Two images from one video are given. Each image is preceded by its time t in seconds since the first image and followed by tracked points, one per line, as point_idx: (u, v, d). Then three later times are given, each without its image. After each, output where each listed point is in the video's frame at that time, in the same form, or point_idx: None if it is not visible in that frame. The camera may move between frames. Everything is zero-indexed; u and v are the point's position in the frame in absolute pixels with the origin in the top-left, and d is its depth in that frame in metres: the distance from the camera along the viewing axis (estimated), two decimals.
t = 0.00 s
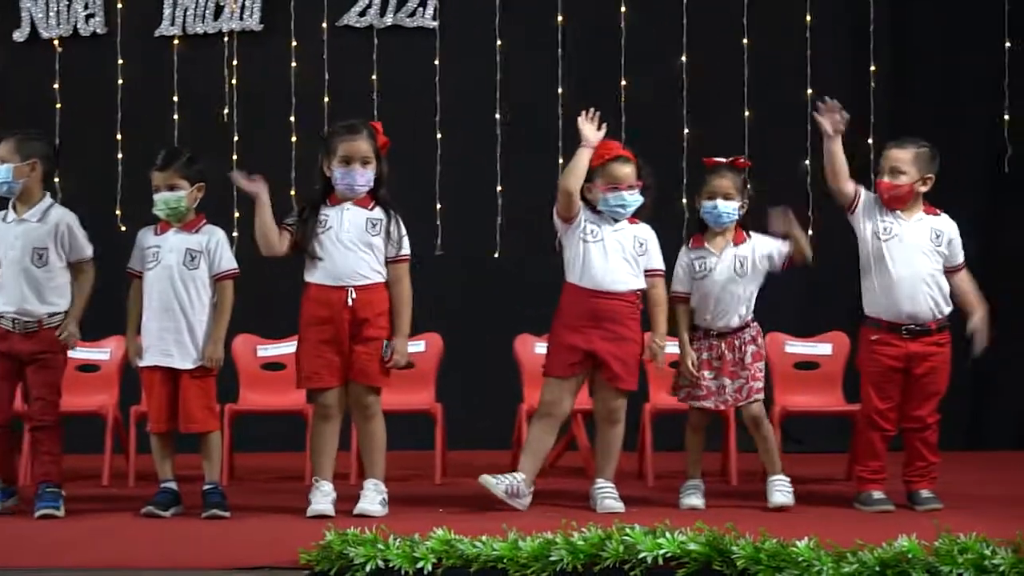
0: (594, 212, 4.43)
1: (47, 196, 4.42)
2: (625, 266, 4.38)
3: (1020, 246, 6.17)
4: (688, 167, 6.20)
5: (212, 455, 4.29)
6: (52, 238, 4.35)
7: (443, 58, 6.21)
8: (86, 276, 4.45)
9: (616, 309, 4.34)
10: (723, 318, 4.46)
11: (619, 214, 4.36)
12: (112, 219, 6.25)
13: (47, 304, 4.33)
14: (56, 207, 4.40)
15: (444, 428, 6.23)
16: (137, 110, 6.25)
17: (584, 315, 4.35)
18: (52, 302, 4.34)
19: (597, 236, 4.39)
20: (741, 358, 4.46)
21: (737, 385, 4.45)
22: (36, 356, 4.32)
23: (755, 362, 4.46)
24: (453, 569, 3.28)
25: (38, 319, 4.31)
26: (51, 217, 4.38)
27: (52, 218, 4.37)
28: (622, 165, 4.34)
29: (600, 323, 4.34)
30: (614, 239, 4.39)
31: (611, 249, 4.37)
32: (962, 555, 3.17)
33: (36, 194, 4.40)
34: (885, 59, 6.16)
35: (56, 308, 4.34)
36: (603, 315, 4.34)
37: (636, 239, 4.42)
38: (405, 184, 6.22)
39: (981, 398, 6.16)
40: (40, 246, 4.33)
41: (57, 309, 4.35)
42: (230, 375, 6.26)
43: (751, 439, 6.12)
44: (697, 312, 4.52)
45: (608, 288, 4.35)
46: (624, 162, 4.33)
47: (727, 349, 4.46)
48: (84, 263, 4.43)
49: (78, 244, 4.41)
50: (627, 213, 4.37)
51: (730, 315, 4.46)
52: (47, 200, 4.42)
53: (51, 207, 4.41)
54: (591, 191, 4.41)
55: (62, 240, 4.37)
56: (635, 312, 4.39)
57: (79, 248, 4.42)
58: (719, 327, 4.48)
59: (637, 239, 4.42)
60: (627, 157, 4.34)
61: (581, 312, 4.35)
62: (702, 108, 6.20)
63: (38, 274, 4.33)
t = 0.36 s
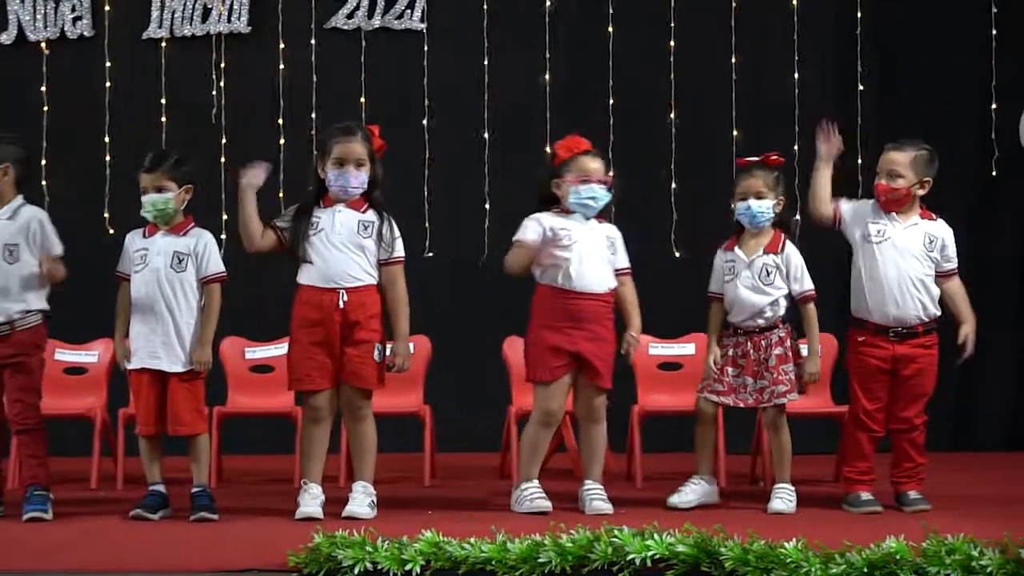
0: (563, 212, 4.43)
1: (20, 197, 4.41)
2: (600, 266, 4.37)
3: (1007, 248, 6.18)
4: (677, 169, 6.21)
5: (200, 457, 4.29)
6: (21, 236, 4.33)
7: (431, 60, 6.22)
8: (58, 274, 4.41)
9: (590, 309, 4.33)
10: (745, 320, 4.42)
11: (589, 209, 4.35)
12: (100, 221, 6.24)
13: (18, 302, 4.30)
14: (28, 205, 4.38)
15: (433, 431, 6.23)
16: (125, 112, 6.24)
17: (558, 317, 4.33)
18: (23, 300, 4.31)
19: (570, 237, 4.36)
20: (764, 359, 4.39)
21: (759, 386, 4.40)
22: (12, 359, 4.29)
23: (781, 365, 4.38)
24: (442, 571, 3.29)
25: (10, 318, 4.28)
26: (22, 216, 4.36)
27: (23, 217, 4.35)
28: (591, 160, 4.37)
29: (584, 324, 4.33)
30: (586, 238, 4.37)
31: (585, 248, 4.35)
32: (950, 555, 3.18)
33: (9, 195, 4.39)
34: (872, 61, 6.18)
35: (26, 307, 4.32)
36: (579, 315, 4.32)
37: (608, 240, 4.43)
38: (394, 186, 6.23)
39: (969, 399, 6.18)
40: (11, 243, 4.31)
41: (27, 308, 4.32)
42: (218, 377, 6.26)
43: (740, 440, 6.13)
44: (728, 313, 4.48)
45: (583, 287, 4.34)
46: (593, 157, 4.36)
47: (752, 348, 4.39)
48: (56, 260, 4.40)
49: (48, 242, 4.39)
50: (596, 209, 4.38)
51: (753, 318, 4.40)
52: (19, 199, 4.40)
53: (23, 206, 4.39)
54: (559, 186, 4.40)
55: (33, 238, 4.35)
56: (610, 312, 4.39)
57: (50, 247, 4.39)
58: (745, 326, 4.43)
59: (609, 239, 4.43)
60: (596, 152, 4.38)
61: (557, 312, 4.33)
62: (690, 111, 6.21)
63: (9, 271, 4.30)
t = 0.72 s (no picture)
0: (524, 210, 4.39)
1: None
2: (564, 263, 4.38)
3: (1002, 248, 6.19)
4: (671, 169, 6.21)
5: (196, 459, 4.29)
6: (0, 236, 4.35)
7: (425, 61, 6.21)
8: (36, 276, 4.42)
9: (555, 308, 4.33)
10: (746, 315, 4.41)
11: (550, 206, 4.35)
12: (94, 222, 6.24)
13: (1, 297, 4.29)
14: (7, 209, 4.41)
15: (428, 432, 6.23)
16: (120, 113, 6.24)
17: (544, 316, 4.32)
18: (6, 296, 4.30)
19: (541, 239, 4.34)
20: (759, 357, 4.38)
21: (753, 384, 4.37)
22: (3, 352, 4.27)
23: (774, 363, 4.35)
24: (437, 571, 3.29)
25: None
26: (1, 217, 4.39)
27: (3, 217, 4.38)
28: (555, 159, 4.37)
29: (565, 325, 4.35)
30: (553, 237, 4.37)
31: (554, 249, 4.36)
32: (945, 555, 3.18)
33: None
34: (867, 61, 6.18)
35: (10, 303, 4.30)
36: (548, 314, 4.32)
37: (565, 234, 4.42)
38: (389, 187, 6.22)
39: (964, 399, 6.18)
40: None
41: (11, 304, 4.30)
42: (213, 378, 6.25)
43: (735, 440, 6.13)
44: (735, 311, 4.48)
45: (553, 286, 4.34)
46: (557, 155, 4.37)
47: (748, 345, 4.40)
48: (35, 263, 4.41)
49: (28, 244, 4.40)
50: (557, 208, 4.38)
51: (752, 312, 4.39)
52: None
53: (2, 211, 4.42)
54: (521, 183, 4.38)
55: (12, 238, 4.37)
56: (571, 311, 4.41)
57: (29, 248, 4.40)
58: (746, 322, 4.42)
59: (566, 232, 4.42)
60: (559, 151, 4.39)
61: (523, 312, 4.32)
62: (685, 111, 6.21)
63: None
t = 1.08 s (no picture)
0: (518, 216, 4.40)
1: (16, 202, 4.37)
2: (560, 267, 4.39)
3: (999, 248, 6.19)
4: (669, 170, 6.21)
5: (194, 461, 4.30)
6: (19, 247, 4.29)
7: (423, 62, 6.21)
8: (55, 284, 4.38)
9: (553, 310, 4.34)
10: (732, 318, 4.39)
11: (542, 212, 4.35)
12: (92, 224, 6.24)
13: (18, 312, 4.29)
14: (25, 214, 4.34)
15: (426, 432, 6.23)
16: (117, 115, 6.24)
17: (542, 318, 4.33)
18: (22, 310, 4.30)
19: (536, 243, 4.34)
20: (756, 358, 4.36)
21: (753, 384, 4.36)
22: (7, 362, 4.27)
23: (773, 362, 4.35)
24: (435, 572, 3.29)
25: (9, 328, 4.27)
26: (19, 225, 4.32)
27: (21, 226, 4.31)
28: (547, 164, 4.37)
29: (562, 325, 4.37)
30: (547, 241, 4.37)
31: (550, 252, 4.36)
32: (943, 555, 3.18)
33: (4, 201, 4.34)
34: (865, 61, 6.18)
35: (26, 316, 4.31)
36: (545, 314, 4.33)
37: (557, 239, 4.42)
38: (386, 188, 6.22)
39: (962, 399, 6.18)
40: (8, 255, 4.27)
41: (27, 318, 4.31)
42: (211, 379, 6.25)
43: (732, 440, 6.14)
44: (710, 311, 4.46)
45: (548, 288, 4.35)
46: (550, 161, 4.37)
47: (741, 348, 4.37)
48: (54, 271, 4.37)
49: (47, 252, 4.35)
50: (549, 213, 4.37)
51: (739, 317, 4.38)
52: (15, 207, 4.36)
53: (19, 215, 4.35)
54: (514, 188, 4.39)
55: (31, 249, 4.31)
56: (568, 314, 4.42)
57: (48, 256, 4.35)
58: (732, 326, 4.40)
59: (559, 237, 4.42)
60: (551, 156, 4.39)
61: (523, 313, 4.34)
62: (682, 112, 6.21)
63: (6, 283, 4.27)
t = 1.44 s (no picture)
0: (524, 215, 4.40)
1: (28, 202, 4.38)
2: (568, 262, 4.36)
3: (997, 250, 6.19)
4: (667, 171, 6.21)
5: (192, 463, 4.30)
6: (31, 245, 4.31)
7: (421, 64, 6.22)
8: (66, 283, 4.40)
9: (565, 305, 4.33)
10: (706, 325, 4.33)
11: (548, 210, 4.35)
12: (90, 227, 6.24)
13: (26, 311, 4.30)
14: (37, 212, 4.36)
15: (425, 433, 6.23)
16: (115, 117, 6.24)
17: (550, 316, 4.32)
18: (31, 308, 4.30)
19: (540, 240, 4.34)
20: (723, 365, 4.35)
21: (721, 391, 4.32)
22: (15, 362, 4.29)
23: (733, 369, 4.38)
24: (433, 574, 3.30)
25: (18, 326, 4.28)
26: (31, 223, 4.34)
27: (33, 224, 4.33)
28: (551, 162, 4.37)
29: (572, 323, 4.35)
30: (553, 238, 4.36)
31: (556, 249, 4.34)
32: (941, 556, 3.18)
33: (16, 200, 4.36)
34: (863, 62, 6.18)
35: (35, 315, 4.31)
36: (555, 314, 4.31)
37: (571, 235, 4.42)
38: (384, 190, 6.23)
39: (961, 400, 6.19)
40: (20, 252, 4.29)
41: (36, 316, 4.32)
42: (209, 381, 6.25)
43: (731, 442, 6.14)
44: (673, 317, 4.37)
45: (557, 286, 4.33)
46: (553, 159, 4.37)
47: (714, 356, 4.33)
48: (65, 270, 4.39)
49: (58, 251, 4.37)
50: (554, 211, 4.37)
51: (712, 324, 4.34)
52: (28, 206, 4.38)
53: (32, 213, 4.37)
54: (520, 188, 4.38)
55: (43, 247, 4.33)
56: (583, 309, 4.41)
57: (59, 256, 4.37)
58: (704, 333, 4.35)
59: (571, 234, 4.41)
60: (554, 154, 4.39)
61: (532, 312, 4.32)
62: (680, 113, 6.21)
63: (17, 281, 4.29)
